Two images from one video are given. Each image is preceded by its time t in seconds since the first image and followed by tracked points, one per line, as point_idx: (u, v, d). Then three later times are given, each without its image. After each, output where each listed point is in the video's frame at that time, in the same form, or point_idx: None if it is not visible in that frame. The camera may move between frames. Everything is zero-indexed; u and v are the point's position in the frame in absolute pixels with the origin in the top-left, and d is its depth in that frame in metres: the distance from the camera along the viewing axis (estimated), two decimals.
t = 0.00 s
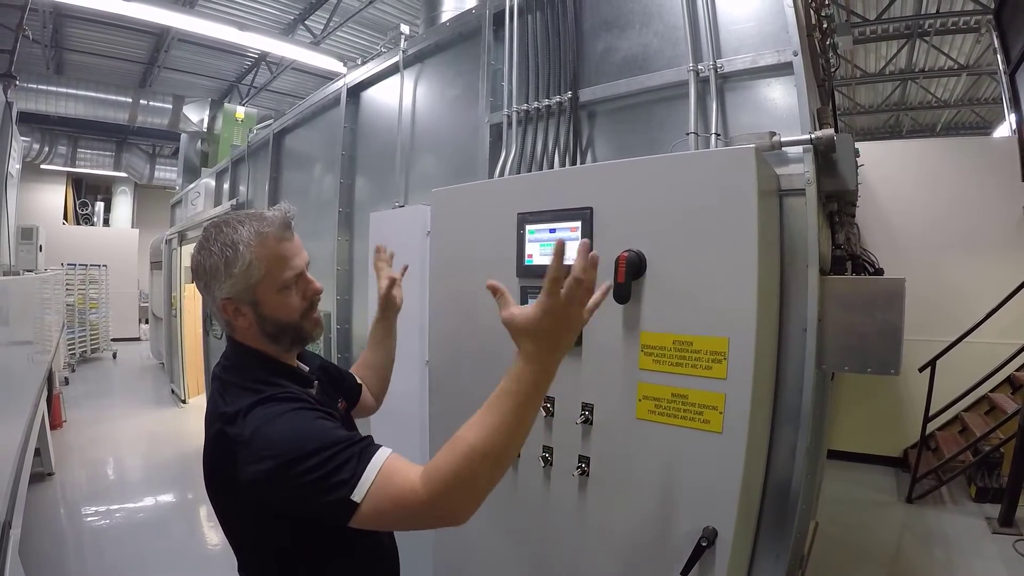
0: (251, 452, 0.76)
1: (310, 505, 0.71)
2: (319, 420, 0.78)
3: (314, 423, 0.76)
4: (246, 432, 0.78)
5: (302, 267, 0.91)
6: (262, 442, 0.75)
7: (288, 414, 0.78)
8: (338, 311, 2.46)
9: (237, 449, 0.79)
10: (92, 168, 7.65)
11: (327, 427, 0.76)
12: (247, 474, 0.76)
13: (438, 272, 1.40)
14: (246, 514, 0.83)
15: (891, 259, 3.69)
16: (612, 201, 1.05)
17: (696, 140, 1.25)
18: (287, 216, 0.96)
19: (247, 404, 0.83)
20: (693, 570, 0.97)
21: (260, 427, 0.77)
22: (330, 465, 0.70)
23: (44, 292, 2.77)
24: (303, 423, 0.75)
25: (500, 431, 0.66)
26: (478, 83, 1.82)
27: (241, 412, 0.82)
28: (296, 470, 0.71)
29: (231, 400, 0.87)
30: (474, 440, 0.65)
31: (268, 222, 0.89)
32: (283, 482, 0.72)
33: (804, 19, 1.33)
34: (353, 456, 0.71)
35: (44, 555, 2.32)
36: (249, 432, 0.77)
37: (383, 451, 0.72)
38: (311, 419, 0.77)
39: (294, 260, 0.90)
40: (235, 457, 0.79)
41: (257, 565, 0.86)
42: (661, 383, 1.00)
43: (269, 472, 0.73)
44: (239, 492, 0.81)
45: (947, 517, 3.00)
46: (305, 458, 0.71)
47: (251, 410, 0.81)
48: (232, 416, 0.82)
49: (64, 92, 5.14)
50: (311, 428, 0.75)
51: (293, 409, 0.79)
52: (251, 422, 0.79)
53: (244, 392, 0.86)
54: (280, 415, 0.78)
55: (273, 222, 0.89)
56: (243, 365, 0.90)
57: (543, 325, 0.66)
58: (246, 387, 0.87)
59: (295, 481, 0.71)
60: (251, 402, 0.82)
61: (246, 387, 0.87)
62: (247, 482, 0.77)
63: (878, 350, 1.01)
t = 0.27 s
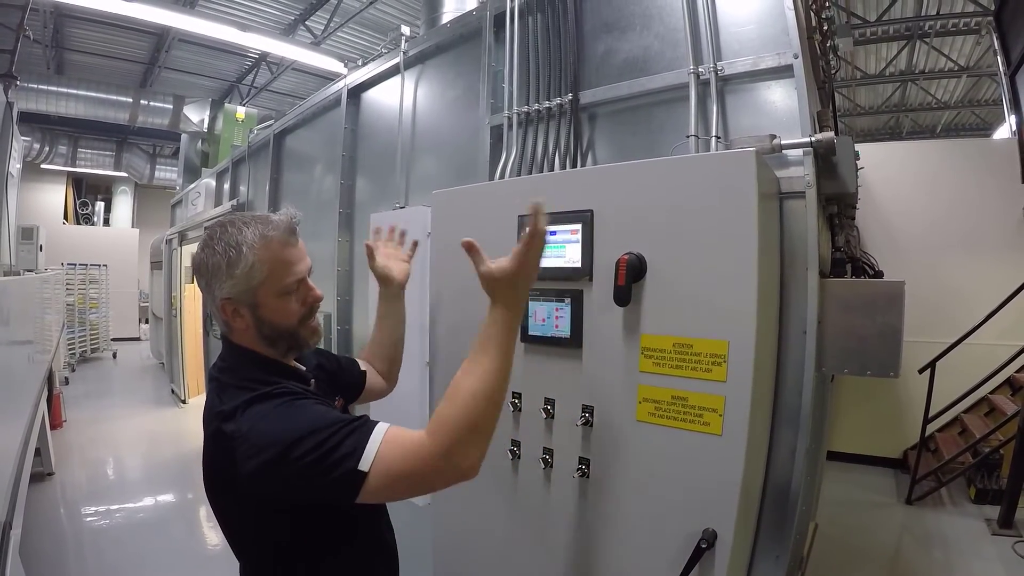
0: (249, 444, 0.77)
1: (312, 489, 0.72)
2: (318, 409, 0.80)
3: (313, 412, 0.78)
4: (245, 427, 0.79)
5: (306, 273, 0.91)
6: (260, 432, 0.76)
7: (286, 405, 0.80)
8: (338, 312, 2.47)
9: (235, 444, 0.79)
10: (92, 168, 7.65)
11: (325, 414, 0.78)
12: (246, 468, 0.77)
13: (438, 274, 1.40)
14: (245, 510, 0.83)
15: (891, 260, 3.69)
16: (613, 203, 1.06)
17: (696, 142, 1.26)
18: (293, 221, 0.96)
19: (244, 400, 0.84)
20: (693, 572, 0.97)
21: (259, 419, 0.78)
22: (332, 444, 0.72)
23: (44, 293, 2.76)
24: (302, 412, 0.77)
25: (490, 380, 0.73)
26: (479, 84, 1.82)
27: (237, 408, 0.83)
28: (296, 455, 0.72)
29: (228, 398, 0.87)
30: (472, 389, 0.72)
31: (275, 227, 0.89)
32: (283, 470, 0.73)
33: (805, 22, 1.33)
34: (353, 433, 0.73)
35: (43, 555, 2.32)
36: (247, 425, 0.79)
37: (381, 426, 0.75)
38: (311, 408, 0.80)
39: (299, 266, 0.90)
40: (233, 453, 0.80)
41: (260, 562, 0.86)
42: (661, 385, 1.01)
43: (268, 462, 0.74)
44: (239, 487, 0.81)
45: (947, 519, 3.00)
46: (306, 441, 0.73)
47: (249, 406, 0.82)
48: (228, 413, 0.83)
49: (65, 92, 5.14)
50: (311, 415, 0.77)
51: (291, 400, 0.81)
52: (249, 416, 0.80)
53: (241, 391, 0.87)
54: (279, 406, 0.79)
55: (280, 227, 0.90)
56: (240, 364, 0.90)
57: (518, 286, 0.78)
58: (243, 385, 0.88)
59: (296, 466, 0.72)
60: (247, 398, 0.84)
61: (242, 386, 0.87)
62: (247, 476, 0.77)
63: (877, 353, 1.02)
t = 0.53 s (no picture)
0: (247, 447, 0.77)
1: (308, 496, 0.73)
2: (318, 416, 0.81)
3: (312, 419, 0.79)
4: (243, 429, 0.79)
5: (298, 273, 0.91)
6: (257, 436, 0.77)
7: (286, 411, 0.80)
8: (340, 310, 2.46)
9: (233, 445, 0.80)
10: (93, 166, 7.65)
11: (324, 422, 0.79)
12: (244, 470, 0.77)
13: (441, 272, 1.40)
14: (241, 512, 0.84)
15: (892, 259, 3.68)
16: (617, 201, 1.05)
17: (700, 140, 1.25)
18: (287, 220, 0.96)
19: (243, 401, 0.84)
20: (696, 570, 0.97)
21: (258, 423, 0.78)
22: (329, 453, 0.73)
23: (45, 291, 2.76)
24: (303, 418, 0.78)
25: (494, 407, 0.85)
26: (481, 82, 1.81)
27: (235, 409, 0.83)
28: (294, 462, 0.73)
29: (227, 398, 0.87)
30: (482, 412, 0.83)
31: (266, 225, 0.88)
32: (279, 475, 0.74)
33: (808, 19, 1.32)
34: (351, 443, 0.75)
35: (45, 553, 2.32)
36: (245, 427, 0.79)
37: (378, 441, 0.77)
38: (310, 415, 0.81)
39: (291, 266, 0.90)
40: (230, 454, 0.80)
41: (253, 564, 0.86)
42: (665, 383, 1.00)
43: (267, 466, 0.75)
44: (235, 489, 0.81)
45: (948, 517, 3.00)
46: (304, 448, 0.74)
47: (248, 408, 0.82)
48: (226, 414, 0.83)
49: (65, 89, 5.13)
50: (309, 421, 0.78)
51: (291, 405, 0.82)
52: (248, 418, 0.80)
53: (241, 390, 0.87)
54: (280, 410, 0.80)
55: (273, 225, 0.89)
56: (237, 363, 0.90)
57: (508, 358, 0.99)
58: (243, 384, 0.87)
59: (292, 472, 0.73)
60: (247, 399, 0.84)
61: (241, 386, 0.87)
62: (244, 479, 0.77)
63: (881, 351, 1.01)
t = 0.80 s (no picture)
0: (251, 448, 0.77)
1: (312, 499, 0.74)
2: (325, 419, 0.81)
3: (318, 421, 0.80)
4: (248, 429, 0.79)
5: (287, 275, 0.89)
6: (262, 437, 0.77)
7: (292, 412, 0.81)
8: (342, 311, 2.47)
9: (237, 445, 0.80)
10: (94, 167, 7.66)
11: (330, 425, 0.80)
12: (248, 470, 0.78)
13: (443, 273, 1.40)
14: (243, 511, 0.84)
15: (894, 258, 3.68)
16: (620, 202, 1.06)
17: (701, 141, 1.26)
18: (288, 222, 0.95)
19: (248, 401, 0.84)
20: (699, 571, 0.97)
21: (264, 424, 0.78)
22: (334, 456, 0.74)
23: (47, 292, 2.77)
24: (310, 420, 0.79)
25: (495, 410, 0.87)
26: (482, 83, 1.82)
27: (240, 409, 0.83)
28: (298, 465, 0.74)
29: (232, 396, 0.88)
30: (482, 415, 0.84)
31: (258, 226, 0.88)
32: (283, 477, 0.75)
33: (810, 20, 1.33)
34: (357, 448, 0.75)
35: (48, 554, 2.32)
36: (250, 428, 0.79)
37: (384, 445, 0.77)
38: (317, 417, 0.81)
39: (279, 267, 0.88)
40: (234, 454, 0.80)
41: (254, 564, 0.87)
42: (667, 383, 1.01)
43: (272, 467, 0.75)
44: (238, 489, 0.82)
45: (949, 517, 3.00)
46: (309, 452, 0.74)
47: (254, 408, 0.83)
48: (231, 413, 0.83)
49: (67, 91, 5.14)
50: (314, 424, 0.79)
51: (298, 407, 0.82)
52: (254, 418, 0.81)
53: (246, 389, 0.87)
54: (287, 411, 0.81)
55: (263, 226, 0.88)
56: (237, 363, 0.92)
57: (511, 361, 1.02)
58: (248, 384, 0.88)
59: (296, 475, 0.74)
60: (253, 398, 0.84)
61: (246, 386, 0.87)
62: (248, 479, 0.78)
63: (882, 352, 1.02)
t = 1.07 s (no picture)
0: (253, 447, 0.77)
1: (310, 501, 0.73)
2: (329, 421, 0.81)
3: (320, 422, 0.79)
4: (250, 428, 0.79)
5: (294, 270, 0.89)
6: (263, 437, 0.77)
7: (294, 412, 0.81)
8: (345, 310, 2.47)
9: (238, 443, 0.80)
10: (97, 167, 7.67)
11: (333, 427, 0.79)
12: (249, 468, 0.77)
13: (446, 271, 1.40)
14: (243, 510, 0.84)
15: (896, 257, 3.68)
16: (623, 199, 1.05)
17: (705, 138, 1.25)
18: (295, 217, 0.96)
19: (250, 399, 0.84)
20: (703, 569, 0.97)
21: (265, 424, 0.78)
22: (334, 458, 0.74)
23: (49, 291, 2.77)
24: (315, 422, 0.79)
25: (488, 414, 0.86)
26: (485, 81, 1.82)
27: (243, 405, 0.83)
28: (298, 465, 0.74)
29: (235, 393, 0.88)
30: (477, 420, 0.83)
31: (266, 219, 0.89)
32: (282, 477, 0.74)
33: (814, 17, 1.32)
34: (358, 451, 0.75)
35: (51, 553, 2.33)
36: (251, 427, 0.79)
37: (384, 449, 0.77)
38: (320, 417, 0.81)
39: (287, 261, 0.89)
40: (236, 451, 0.80)
41: (253, 562, 0.87)
42: (671, 381, 1.01)
43: (272, 467, 0.75)
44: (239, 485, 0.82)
45: (952, 516, 3.00)
46: (309, 453, 0.74)
47: (255, 406, 0.83)
48: (234, 410, 0.84)
49: (70, 91, 5.16)
50: (315, 425, 0.78)
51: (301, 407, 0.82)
52: (256, 416, 0.81)
53: (250, 386, 0.88)
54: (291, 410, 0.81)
55: (271, 220, 0.89)
56: (241, 359, 0.91)
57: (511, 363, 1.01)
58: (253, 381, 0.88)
59: (296, 476, 0.74)
60: (255, 395, 0.84)
61: (248, 383, 0.87)
62: (250, 476, 0.77)
63: (887, 350, 1.02)
